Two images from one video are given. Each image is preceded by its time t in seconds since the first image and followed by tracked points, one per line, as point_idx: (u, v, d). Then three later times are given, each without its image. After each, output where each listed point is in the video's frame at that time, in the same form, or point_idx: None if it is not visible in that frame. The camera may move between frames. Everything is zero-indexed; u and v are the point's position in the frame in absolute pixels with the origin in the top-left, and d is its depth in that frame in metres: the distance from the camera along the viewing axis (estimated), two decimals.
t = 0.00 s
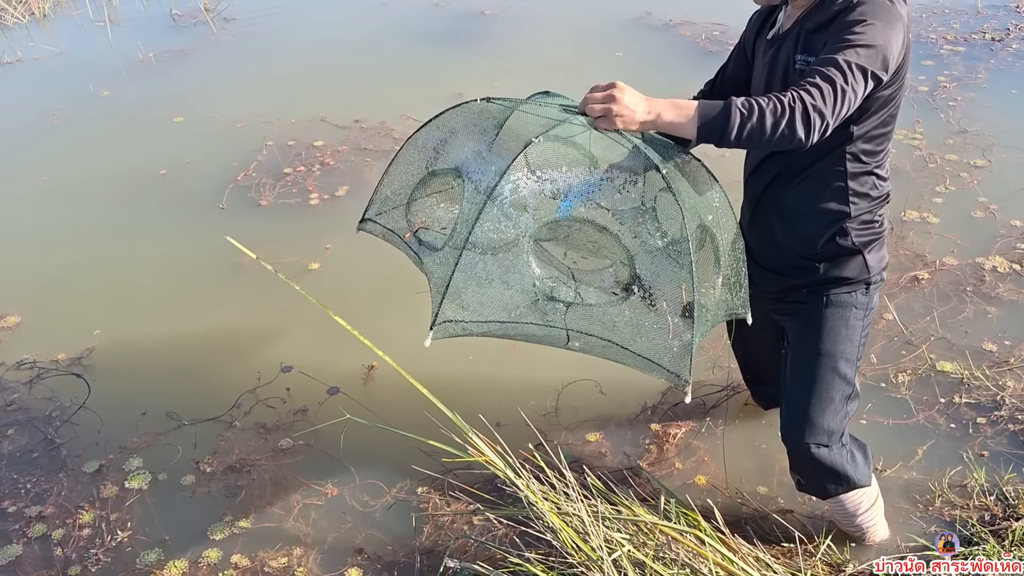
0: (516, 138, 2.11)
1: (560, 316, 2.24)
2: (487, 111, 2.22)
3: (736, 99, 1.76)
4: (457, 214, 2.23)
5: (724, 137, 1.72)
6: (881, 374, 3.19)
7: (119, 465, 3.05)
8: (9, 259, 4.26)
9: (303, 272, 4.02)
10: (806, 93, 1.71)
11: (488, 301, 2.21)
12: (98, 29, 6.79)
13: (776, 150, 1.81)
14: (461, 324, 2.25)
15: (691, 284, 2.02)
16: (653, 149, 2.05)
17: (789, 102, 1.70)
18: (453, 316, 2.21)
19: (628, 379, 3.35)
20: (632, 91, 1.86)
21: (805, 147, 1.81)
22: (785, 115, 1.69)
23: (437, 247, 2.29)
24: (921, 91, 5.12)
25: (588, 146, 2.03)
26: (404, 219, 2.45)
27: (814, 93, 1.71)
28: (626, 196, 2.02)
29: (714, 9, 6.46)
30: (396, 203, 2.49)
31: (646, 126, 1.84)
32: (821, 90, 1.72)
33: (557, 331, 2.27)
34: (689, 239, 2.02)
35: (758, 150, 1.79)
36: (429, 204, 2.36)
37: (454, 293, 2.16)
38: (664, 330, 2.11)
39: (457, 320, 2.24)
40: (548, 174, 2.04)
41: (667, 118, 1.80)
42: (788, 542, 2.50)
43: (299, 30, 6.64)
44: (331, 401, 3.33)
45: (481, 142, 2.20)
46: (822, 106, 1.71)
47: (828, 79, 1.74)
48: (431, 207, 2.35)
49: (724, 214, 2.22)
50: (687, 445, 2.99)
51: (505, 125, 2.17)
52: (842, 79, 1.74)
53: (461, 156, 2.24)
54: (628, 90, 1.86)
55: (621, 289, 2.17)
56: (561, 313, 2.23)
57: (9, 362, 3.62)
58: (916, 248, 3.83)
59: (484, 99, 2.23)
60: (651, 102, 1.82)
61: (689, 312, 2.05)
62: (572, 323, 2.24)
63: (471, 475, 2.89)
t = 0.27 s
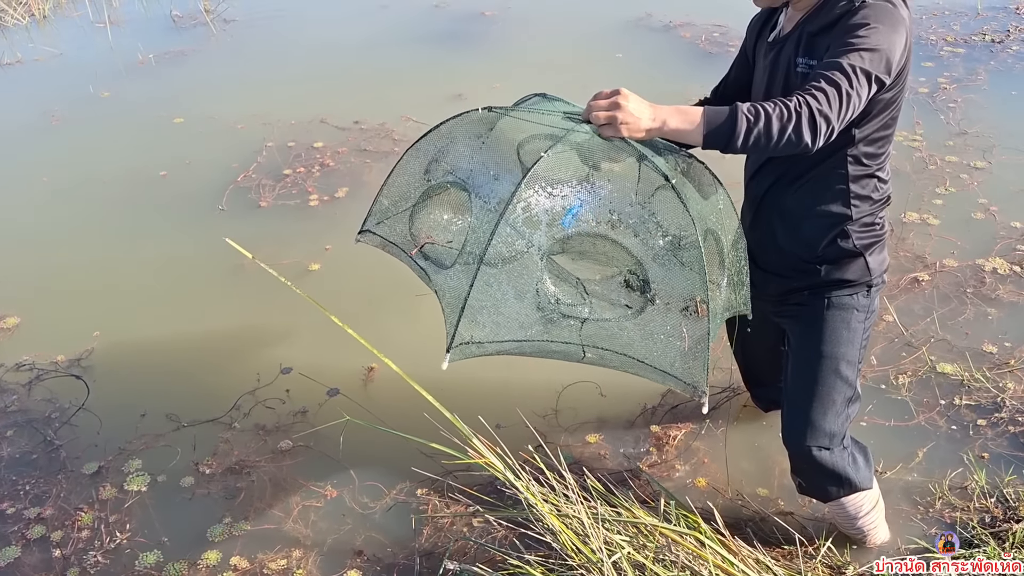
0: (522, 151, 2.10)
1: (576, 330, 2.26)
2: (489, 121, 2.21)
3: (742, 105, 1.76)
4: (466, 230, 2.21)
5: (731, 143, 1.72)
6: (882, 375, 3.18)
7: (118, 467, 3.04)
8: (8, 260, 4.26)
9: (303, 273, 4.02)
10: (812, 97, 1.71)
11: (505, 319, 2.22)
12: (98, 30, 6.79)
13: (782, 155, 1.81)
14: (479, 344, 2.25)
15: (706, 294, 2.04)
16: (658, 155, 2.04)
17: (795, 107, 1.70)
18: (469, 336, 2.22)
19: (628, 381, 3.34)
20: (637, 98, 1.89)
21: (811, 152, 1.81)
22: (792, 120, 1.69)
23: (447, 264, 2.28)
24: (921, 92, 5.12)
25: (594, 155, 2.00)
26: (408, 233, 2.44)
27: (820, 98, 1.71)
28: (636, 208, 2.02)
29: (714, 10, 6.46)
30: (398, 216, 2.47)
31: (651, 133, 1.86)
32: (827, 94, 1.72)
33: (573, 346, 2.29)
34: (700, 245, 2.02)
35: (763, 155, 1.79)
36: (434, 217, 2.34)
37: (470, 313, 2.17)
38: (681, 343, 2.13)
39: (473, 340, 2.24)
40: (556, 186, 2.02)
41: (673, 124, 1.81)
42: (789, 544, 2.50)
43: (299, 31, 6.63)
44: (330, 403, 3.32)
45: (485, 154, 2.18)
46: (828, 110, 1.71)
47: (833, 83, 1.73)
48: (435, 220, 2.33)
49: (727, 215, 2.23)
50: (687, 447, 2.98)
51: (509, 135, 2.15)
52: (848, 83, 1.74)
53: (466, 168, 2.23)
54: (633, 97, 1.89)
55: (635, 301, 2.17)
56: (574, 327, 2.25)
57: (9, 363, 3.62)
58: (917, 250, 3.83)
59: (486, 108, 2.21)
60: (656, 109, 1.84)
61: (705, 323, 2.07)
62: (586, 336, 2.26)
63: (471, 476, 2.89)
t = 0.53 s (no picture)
0: (526, 157, 2.09)
1: (585, 336, 2.27)
2: (491, 127, 2.20)
3: (744, 109, 1.76)
4: (471, 238, 2.21)
5: (733, 148, 1.72)
6: (882, 377, 3.18)
7: (117, 468, 3.04)
8: (8, 261, 4.25)
9: (303, 274, 4.02)
10: (814, 103, 1.71)
11: (515, 326, 2.23)
12: (98, 31, 6.79)
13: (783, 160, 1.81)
14: (489, 352, 2.28)
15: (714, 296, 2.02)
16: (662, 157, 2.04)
17: (797, 112, 1.70)
18: (480, 344, 2.24)
19: (628, 382, 3.34)
20: (639, 102, 1.88)
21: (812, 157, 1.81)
22: (794, 126, 1.69)
23: (453, 272, 2.28)
24: (921, 94, 5.13)
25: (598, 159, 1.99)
26: (412, 242, 2.44)
27: (822, 104, 1.71)
28: (643, 212, 2.01)
29: (714, 11, 6.46)
30: (401, 224, 2.47)
31: (653, 137, 1.85)
32: (829, 99, 1.72)
33: (583, 352, 2.30)
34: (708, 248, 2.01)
35: (764, 160, 1.79)
36: (438, 225, 2.34)
37: (480, 319, 2.18)
38: (691, 347, 2.13)
39: (484, 348, 2.26)
40: (562, 192, 2.01)
41: (675, 128, 1.80)
42: (789, 546, 2.50)
43: (299, 33, 6.63)
44: (330, 404, 3.32)
45: (488, 160, 2.18)
46: (830, 116, 1.71)
47: (835, 88, 1.73)
48: (439, 227, 2.33)
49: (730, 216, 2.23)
50: (687, 449, 2.98)
51: (511, 141, 2.15)
52: (851, 89, 1.74)
53: (470, 175, 2.22)
54: (635, 101, 1.88)
55: (644, 305, 2.18)
56: (585, 333, 2.26)
57: (8, 364, 3.62)
58: (917, 251, 3.83)
59: (486, 113, 2.21)
60: (659, 112, 1.83)
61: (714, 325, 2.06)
62: (596, 342, 2.27)
63: (470, 478, 2.88)
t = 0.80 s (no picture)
0: (524, 155, 2.09)
1: (573, 334, 2.26)
2: (493, 123, 2.20)
3: (745, 113, 1.76)
4: (465, 232, 2.21)
5: (732, 151, 1.73)
6: (882, 379, 3.18)
7: (116, 469, 3.04)
8: (8, 262, 4.25)
9: (303, 275, 4.02)
10: (813, 107, 1.71)
11: (503, 321, 2.23)
12: (98, 32, 6.79)
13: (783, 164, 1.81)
14: (476, 346, 2.26)
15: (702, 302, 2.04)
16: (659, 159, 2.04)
17: (796, 116, 1.70)
18: (467, 338, 2.23)
19: (628, 384, 3.34)
20: (638, 104, 1.88)
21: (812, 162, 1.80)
22: (792, 130, 1.69)
23: (446, 264, 2.28)
24: (921, 96, 5.13)
25: (595, 159, 1.99)
26: (407, 232, 2.44)
27: (821, 108, 1.71)
28: (638, 214, 2.01)
29: (714, 13, 6.46)
30: (398, 215, 2.47)
31: (652, 140, 1.86)
32: (828, 104, 1.71)
33: (570, 350, 2.29)
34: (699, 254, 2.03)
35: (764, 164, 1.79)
36: (434, 217, 2.34)
37: (467, 314, 2.17)
38: (675, 349, 2.15)
39: (471, 342, 2.25)
40: (556, 190, 2.01)
41: (673, 131, 1.81)
42: (788, 548, 2.49)
43: (299, 34, 6.63)
44: (330, 406, 3.32)
45: (487, 156, 2.18)
46: (830, 120, 1.71)
47: (835, 92, 1.73)
48: (435, 220, 2.33)
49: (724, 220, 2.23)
50: (687, 451, 2.98)
51: (511, 138, 2.14)
52: (851, 93, 1.73)
53: (468, 170, 2.22)
54: (635, 103, 1.88)
55: (632, 307, 2.18)
56: (572, 332, 2.25)
57: (8, 366, 3.61)
58: (916, 253, 3.83)
59: (489, 110, 2.21)
60: (658, 115, 1.84)
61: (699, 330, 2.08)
62: (582, 341, 2.27)
63: (470, 480, 2.88)
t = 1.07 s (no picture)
0: (529, 156, 2.10)
1: (576, 337, 2.31)
2: (496, 123, 2.19)
3: (744, 120, 1.76)
4: (471, 232, 2.20)
5: (732, 160, 1.72)
6: (881, 380, 3.18)
7: (115, 470, 3.04)
8: (8, 262, 4.25)
9: (303, 276, 4.02)
10: (814, 115, 1.71)
11: (508, 321, 2.27)
12: (97, 33, 6.79)
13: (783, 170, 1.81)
14: (482, 344, 2.34)
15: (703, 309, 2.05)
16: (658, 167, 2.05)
17: (797, 124, 1.70)
18: (473, 337, 2.29)
19: (627, 385, 3.34)
20: (641, 110, 1.87)
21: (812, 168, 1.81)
22: (792, 138, 1.68)
23: (450, 262, 2.28)
24: (921, 97, 5.13)
25: (600, 165, 1.99)
26: (407, 229, 2.41)
27: (822, 115, 1.71)
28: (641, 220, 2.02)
29: (714, 14, 6.47)
30: (397, 211, 2.44)
31: (653, 146, 1.86)
32: (829, 111, 1.71)
33: (572, 351, 2.34)
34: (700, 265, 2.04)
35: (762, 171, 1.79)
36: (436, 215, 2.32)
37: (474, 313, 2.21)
38: (676, 355, 2.15)
39: (476, 340, 2.31)
40: (563, 194, 2.02)
41: (675, 138, 1.81)
42: (788, 549, 2.50)
43: (299, 35, 6.64)
44: (330, 407, 3.32)
45: (492, 155, 2.17)
46: (830, 128, 1.71)
47: (836, 100, 1.73)
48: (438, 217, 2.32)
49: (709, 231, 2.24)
50: (686, 452, 2.98)
51: (516, 139, 2.14)
52: (851, 101, 1.74)
53: (472, 168, 2.20)
54: (638, 109, 1.87)
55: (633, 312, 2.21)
56: (575, 334, 2.28)
57: (8, 366, 3.61)
58: (916, 254, 3.83)
59: (491, 107, 2.21)
60: (660, 122, 1.84)
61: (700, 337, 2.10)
62: (584, 342, 2.30)
63: (469, 481, 2.88)
